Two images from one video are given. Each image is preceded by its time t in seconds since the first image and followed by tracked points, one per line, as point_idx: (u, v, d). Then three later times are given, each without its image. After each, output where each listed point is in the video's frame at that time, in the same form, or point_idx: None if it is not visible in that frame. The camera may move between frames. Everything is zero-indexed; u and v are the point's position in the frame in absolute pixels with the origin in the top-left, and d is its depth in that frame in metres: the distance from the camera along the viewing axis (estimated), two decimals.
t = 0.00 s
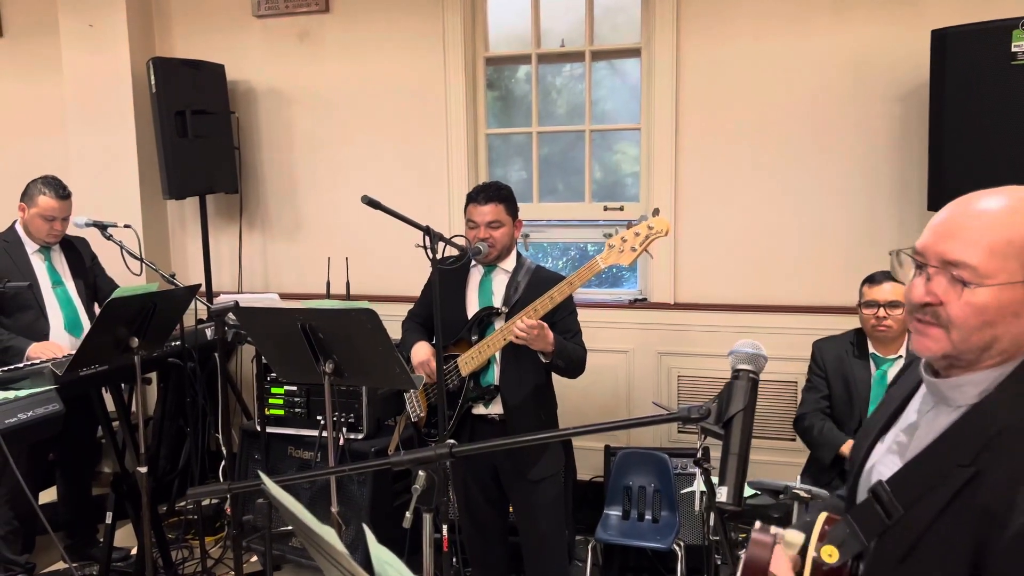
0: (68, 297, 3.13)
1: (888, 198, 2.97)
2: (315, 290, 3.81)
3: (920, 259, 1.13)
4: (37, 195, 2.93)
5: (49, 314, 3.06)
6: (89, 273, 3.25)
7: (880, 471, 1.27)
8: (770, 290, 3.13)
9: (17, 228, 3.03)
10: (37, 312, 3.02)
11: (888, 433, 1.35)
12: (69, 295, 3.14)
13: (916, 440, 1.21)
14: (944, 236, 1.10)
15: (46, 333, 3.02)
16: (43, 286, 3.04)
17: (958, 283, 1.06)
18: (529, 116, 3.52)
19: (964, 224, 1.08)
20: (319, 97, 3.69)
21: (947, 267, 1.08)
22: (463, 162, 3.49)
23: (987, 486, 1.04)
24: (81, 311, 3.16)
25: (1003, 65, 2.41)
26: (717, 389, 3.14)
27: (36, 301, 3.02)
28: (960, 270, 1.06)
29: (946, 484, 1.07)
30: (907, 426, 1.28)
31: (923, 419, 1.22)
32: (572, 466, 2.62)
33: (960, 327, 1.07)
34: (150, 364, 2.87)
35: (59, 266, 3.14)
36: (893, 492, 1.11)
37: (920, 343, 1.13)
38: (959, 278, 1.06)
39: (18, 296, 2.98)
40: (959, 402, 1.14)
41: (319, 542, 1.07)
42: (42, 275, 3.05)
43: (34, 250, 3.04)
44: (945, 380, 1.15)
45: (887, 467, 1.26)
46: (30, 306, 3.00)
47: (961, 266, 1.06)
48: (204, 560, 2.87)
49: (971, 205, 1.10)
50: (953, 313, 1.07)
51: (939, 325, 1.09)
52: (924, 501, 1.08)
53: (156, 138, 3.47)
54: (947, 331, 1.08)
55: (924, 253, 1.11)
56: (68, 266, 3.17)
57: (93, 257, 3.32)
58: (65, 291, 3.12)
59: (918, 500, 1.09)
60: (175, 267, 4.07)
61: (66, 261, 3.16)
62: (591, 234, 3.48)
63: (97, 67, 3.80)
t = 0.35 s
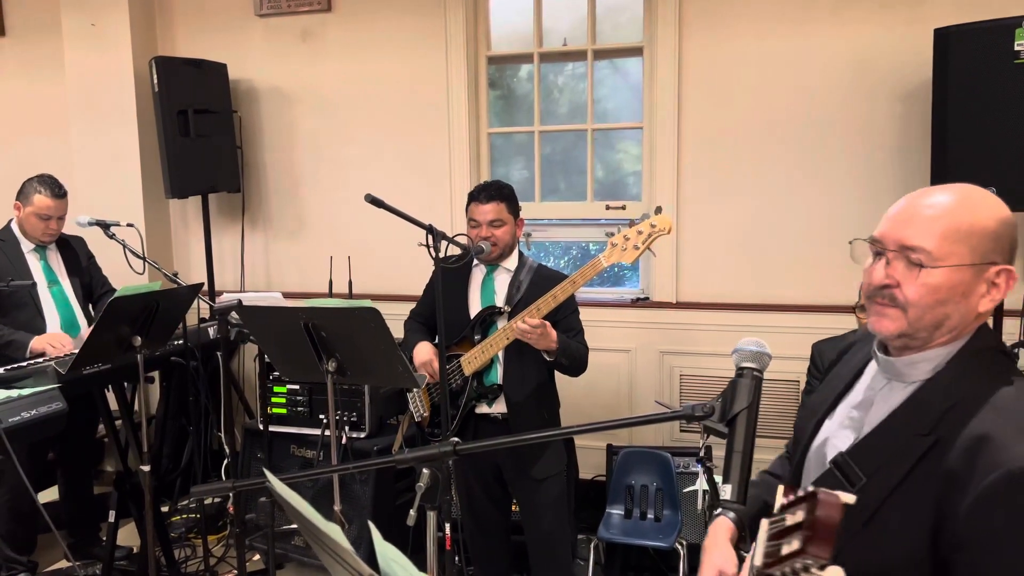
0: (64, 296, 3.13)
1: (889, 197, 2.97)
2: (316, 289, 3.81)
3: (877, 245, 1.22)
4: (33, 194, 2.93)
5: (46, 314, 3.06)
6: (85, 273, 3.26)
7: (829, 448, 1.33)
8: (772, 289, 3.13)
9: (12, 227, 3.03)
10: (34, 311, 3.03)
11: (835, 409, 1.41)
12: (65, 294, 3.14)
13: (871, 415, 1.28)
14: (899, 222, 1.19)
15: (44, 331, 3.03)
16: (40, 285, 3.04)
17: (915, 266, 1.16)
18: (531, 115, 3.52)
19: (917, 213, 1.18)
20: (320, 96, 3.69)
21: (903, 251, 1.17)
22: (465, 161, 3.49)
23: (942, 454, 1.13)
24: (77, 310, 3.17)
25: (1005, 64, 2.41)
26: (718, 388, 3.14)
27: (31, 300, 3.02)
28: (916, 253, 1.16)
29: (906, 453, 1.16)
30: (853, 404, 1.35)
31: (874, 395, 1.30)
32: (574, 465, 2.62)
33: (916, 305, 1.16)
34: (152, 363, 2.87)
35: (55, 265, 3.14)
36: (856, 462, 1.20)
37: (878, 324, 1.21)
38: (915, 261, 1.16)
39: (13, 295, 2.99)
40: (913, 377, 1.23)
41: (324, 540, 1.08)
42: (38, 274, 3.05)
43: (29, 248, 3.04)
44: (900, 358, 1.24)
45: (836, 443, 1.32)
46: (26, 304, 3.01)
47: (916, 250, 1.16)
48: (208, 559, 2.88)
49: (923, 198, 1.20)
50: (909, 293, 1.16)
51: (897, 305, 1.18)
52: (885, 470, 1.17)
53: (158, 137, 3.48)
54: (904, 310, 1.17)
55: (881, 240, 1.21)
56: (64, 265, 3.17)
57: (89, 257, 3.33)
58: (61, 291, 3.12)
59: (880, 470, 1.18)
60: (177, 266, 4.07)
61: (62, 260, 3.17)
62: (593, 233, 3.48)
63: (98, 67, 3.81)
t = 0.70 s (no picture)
0: (58, 298, 3.14)
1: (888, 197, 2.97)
2: (316, 289, 3.82)
3: (805, 252, 1.35)
4: (26, 196, 2.93)
5: (41, 315, 3.06)
6: (77, 274, 3.27)
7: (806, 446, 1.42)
8: (771, 289, 3.13)
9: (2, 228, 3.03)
10: (29, 312, 3.02)
11: (799, 406, 1.50)
12: (59, 296, 3.14)
13: (847, 410, 1.38)
14: (822, 224, 1.32)
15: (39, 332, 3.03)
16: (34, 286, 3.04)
17: (841, 257, 1.28)
18: (530, 115, 3.52)
19: (832, 213, 1.32)
20: (320, 96, 3.70)
21: (828, 247, 1.30)
22: (464, 161, 3.49)
23: (930, 438, 1.21)
24: (71, 312, 3.18)
25: (1004, 64, 2.41)
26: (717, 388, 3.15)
27: (27, 301, 3.02)
28: (839, 246, 1.28)
29: (897, 442, 1.25)
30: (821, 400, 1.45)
31: (844, 391, 1.40)
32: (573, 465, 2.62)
33: (855, 292, 1.27)
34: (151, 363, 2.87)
35: (48, 267, 3.14)
36: (847, 458, 1.29)
37: (830, 321, 1.32)
38: (840, 252, 1.28)
39: (8, 296, 2.99)
40: (884, 368, 1.34)
41: (319, 539, 1.07)
42: (31, 275, 3.06)
43: (22, 250, 3.04)
44: (866, 352, 1.34)
45: (814, 441, 1.41)
46: (22, 306, 3.01)
47: (837, 243, 1.29)
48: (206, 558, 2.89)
49: (836, 201, 1.35)
50: (844, 282, 1.27)
51: (838, 296, 1.29)
52: (878, 460, 1.26)
53: (157, 137, 3.48)
54: (846, 300, 1.28)
55: (807, 245, 1.34)
56: (57, 267, 3.17)
57: (80, 259, 3.33)
58: (55, 292, 3.13)
59: (872, 461, 1.27)
60: (176, 266, 4.07)
61: (55, 262, 3.17)
62: (592, 233, 3.48)
63: (98, 66, 3.81)
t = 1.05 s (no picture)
0: (55, 298, 3.14)
1: (887, 196, 2.97)
2: (315, 288, 3.81)
3: (777, 256, 1.35)
4: (23, 196, 2.93)
5: (38, 316, 3.06)
6: (75, 274, 3.27)
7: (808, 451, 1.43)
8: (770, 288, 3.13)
9: None
10: (27, 313, 3.02)
11: (792, 413, 1.50)
12: (56, 296, 3.14)
13: (843, 409, 1.40)
14: (790, 226, 1.34)
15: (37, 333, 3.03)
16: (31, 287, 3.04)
17: (815, 258, 1.29)
18: (530, 114, 3.52)
19: (801, 215, 1.33)
20: (319, 95, 3.69)
21: (800, 249, 1.30)
22: (463, 161, 3.49)
23: (932, 421, 1.24)
24: (68, 311, 3.18)
25: (1003, 64, 2.41)
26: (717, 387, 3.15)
27: (24, 302, 3.02)
28: (812, 246, 1.29)
29: (900, 430, 1.27)
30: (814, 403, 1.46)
31: (837, 391, 1.42)
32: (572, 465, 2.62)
33: (832, 291, 1.28)
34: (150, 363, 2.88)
35: (46, 267, 3.14)
36: (854, 455, 1.30)
37: (809, 322, 1.32)
38: (814, 253, 1.29)
39: (5, 297, 2.98)
40: (873, 360, 1.37)
41: (318, 540, 1.07)
42: (29, 276, 3.05)
43: (19, 250, 3.03)
44: (853, 348, 1.36)
45: (815, 444, 1.42)
46: (20, 307, 3.01)
47: (809, 244, 1.30)
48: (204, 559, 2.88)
49: (801, 202, 1.36)
50: (820, 283, 1.28)
51: (816, 297, 1.30)
52: (885, 450, 1.28)
53: (156, 136, 3.47)
54: (824, 300, 1.29)
55: (778, 249, 1.35)
56: (54, 268, 3.17)
57: (78, 258, 3.32)
58: (52, 292, 3.12)
59: (878, 454, 1.28)
60: (176, 266, 4.07)
61: (52, 262, 3.16)
62: (592, 233, 3.48)
63: (97, 66, 3.80)
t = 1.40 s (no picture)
0: (54, 298, 3.13)
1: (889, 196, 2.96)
2: (314, 288, 3.81)
3: (836, 252, 1.31)
4: (22, 195, 2.92)
5: (37, 315, 3.05)
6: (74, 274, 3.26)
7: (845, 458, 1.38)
8: (771, 289, 3.12)
9: None
10: (26, 313, 3.02)
11: (835, 420, 1.46)
12: (55, 296, 3.14)
13: (885, 417, 1.35)
14: (851, 224, 1.30)
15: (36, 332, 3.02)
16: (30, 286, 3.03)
17: (875, 257, 1.25)
18: (530, 113, 3.51)
19: (865, 212, 1.29)
20: (318, 95, 3.69)
21: (861, 247, 1.26)
22: (463, 160, 3.48)
23: (975, 438, 1.18)
24: (68, 311, 3.18)
25: (1004, 63, 2.40)
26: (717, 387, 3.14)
27: (23, 302, 3.01)
28: (872, 246, 1.25)
29: (940, 444, 1.22)
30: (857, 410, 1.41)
31: (881, 398, 1.37)
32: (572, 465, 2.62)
33: (890, 293, 1.23)
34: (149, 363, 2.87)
35: (45, 267, 3.14)
36: (888, 466, 1.26)
37: (863, 324, 1.28)
38: (875, 252, 1.25)
39: (4, 296, 2.98)
40: (922, 370, 1.31)
41: (317, 541, 1.07)
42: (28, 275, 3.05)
43: (17, 250, 3.02)
44: (903, 355, 1.31)
45: (852, 451, 1.38)
46: (18, 307, 3.00)
47: (871, 242, 1.25)
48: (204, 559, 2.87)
49: (868, 199, 1.31)
50: (878, 283, 1.24)
51: (872, 298, 1.25)
52: (922, 464, 1.24)
53: (155, 136, 3.47)
54: (881, 302, 1.25)
55: (838, 246, 1.31)
56: (53, 268, 3.16)
57: (76, 257, 3.32)
58: (51, 292, 3.12)
59: (913, 467, 1.24)
60: (175, 265, 4.06)
61: (51, 261, 3.16)
62: (592, 232, 3.47)
63: (96, 65, 3.80)
